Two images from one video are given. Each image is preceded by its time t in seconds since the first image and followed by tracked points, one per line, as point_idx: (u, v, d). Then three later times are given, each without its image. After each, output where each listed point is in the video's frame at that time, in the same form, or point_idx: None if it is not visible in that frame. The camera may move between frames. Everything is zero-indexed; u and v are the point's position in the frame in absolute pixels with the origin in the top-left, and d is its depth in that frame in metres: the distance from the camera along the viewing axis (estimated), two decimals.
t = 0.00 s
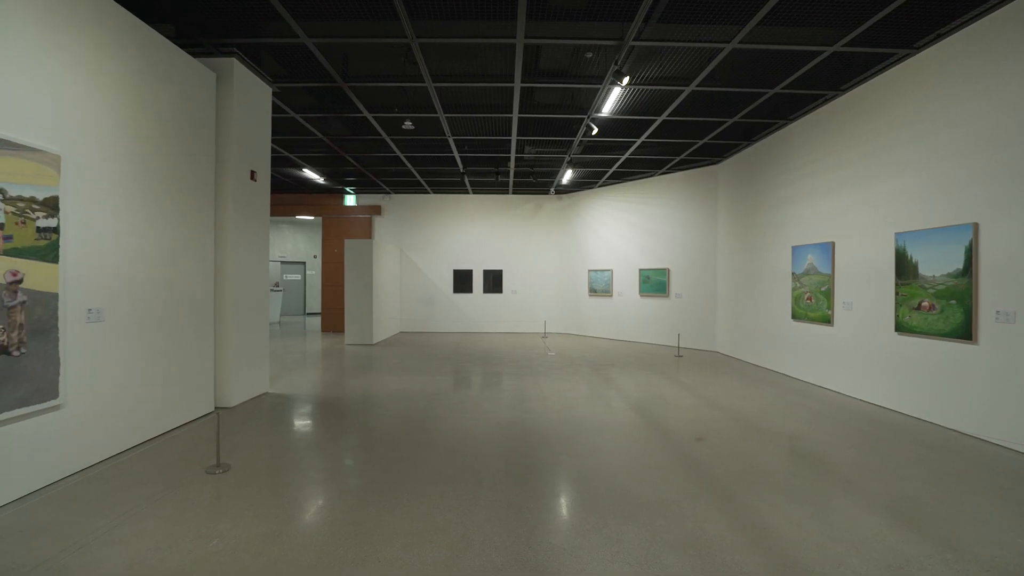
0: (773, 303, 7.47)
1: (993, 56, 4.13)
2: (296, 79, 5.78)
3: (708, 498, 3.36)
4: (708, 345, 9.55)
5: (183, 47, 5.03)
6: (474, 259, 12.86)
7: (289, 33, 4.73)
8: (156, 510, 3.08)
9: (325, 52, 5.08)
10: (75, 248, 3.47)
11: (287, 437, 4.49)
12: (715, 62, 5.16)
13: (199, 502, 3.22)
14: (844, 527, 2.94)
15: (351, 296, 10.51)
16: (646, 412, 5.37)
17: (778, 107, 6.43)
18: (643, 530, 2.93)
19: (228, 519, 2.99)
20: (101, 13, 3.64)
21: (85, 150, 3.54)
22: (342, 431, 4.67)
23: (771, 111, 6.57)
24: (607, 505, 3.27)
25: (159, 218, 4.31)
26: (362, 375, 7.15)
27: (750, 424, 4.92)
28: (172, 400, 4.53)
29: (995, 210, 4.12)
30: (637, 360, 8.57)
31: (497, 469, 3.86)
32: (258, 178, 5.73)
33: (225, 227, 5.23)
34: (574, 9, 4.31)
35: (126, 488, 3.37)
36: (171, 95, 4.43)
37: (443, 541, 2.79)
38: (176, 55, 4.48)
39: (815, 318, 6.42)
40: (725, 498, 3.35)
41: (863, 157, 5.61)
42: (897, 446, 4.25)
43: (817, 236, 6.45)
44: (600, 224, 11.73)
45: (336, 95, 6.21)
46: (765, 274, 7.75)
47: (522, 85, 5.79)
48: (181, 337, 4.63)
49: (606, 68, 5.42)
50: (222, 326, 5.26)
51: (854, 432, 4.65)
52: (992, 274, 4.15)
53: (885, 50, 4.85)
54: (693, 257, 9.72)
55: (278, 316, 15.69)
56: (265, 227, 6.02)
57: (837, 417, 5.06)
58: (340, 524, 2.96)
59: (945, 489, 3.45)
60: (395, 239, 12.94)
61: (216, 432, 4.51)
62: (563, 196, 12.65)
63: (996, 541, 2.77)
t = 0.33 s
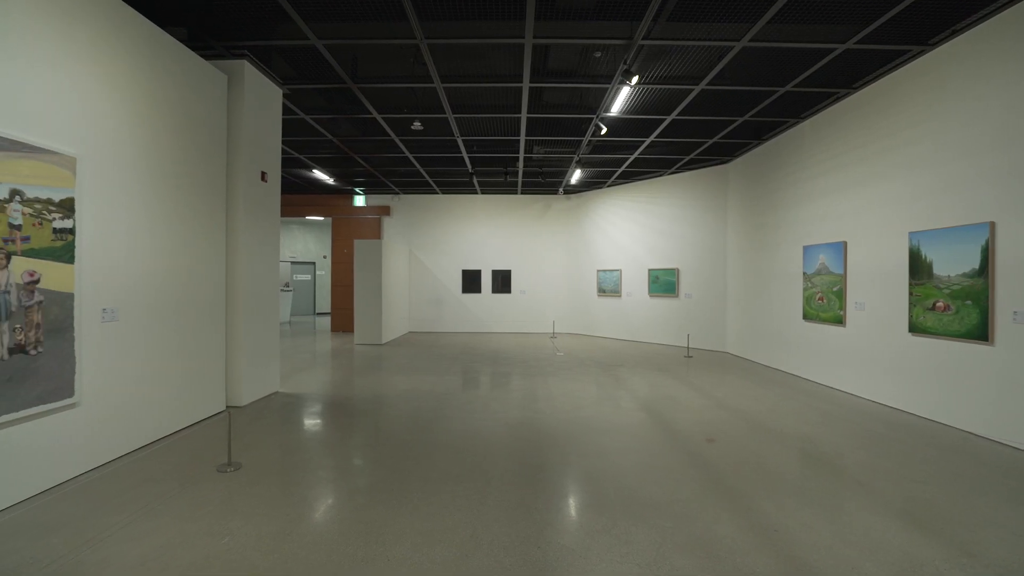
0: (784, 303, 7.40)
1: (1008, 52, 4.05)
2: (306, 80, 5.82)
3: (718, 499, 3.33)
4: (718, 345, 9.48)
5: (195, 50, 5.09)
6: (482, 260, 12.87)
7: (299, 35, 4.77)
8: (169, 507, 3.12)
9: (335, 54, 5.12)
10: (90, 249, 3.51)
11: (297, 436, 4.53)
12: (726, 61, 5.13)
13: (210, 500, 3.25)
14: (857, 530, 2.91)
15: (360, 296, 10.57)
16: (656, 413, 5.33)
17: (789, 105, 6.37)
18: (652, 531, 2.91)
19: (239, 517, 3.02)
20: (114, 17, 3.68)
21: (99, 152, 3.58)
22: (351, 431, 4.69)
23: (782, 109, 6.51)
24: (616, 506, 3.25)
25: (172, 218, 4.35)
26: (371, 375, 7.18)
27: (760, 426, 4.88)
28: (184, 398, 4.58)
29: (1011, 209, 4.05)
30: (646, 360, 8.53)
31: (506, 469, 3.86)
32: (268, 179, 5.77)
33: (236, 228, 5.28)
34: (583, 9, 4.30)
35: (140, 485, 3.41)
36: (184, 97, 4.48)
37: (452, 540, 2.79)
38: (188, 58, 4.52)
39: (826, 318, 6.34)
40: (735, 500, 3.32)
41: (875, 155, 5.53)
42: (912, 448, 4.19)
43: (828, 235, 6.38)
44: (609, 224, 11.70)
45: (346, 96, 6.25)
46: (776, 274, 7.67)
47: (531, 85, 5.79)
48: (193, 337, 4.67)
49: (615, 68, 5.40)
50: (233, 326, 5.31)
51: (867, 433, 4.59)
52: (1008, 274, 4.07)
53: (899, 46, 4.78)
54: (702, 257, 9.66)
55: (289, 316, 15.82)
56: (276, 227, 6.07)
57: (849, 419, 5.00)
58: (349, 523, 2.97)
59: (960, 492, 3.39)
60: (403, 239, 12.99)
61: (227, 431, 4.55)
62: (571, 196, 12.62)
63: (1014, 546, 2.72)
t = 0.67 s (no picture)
0: (796, 304, 7.32)
1: None
2: (317, 82, 5.86)
3: (729, 501, 3.31)
4: (728, 346, 9.40)
5: (208, 53, 5.15)
6: (491, 260, 12.88)
7: (310, 37, 4.80)
8: (183, 504, 3.17)
9: (345, 55, 5.15)
10: (104, 250, 3.56)
11: (307, 435, 4.56)
12: (736, 59, 5.09)
13: (223, 498, 3.29)
14: (871, 534, 2.86)
15: (370, 296, 10.64)
16: (665, 414, 5.30)
17: (800, 103, 6.29)
18: (662, 532, 2.90)
19: (251, 515, 3.05)
20: (129, 21, 3.73)
21: (114, 155, 3.63)
22: (361, 430, 4.72)
23: (794, 107, 6.44)
24: (627, 507, 3.23)
25: (185, 220, 4.41)
26: (381, 375, 7.21)
27: (772, 427, 4.83)
28: (197, 397, 4.64)
29: None
30: (656, 361, 8.48)
31: (515, 469, 3.86)
32: (279, 181, 5.83)
33: (247, 229, 5.33)
34: (592, 9, 4.29)
35: (154, 482, 3.46)
36: (196, 99, 4.54)
37: (462, 540, 2.79)
38: (201, 61, 4.58)
39: (839, 318, 6.26)
40: (746, 502, 3.29)
41: (889, 153, 5.44)
42: (927, 451, 4.12)
43: (840, 235, 6.29)
44: (618, 224, 11.66)
45: (356, 97, 6.29)
46: (787, 274, 7.59)
47: (540, 85, 5.78)
48: (206, 336, 4.73)
49: (625, 67, 5.38)
50: (245, 326, 5.36)
51: (881, 436, 4.52)
52: None
53: (913, 43, 4.71)
54: (713, 257, 9.58)
55: (300, 316, 15.96)
56: (287, 228, 6.12)
57: (863, 421, 4.93)
58: (359, 522, 2.99)
59: (977, 496, 3.33)
60: (412, 239, 13.05)
61: (239, 430, 4.60)
62: (580, 196, 12.60)
63: None
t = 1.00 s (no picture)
0: (808, 304, 7.24)
1: None
2: (327, 84, 5.91)
3: (740, 503, 3.28)
4: (739, 346, 9.32)
5: (220, 56, 5.21)
6: (499, 260, 12.89)
7: (320, 40, 4.85)
8: (195, 502, 3.20)
9: (355, 57, 5.19)
10: (118, 251, 3.61)
11: (317, 434, 4.59)
12: (747, 57, 5.04)
13: (235, 495, 3.32)
14: (885, 538, 2.82)
15: (379, 296, 10.69)
16: (676, 415, 5.26)
17: (812, 101, 6.22)
18: (671, 534, 2.88)
19: (262, 513, 3.08)
20: (143, 25, 3.79)
21: (127, 156, 3.68)
22: (371, 429, 4.74)
23: (806, 106, 6.37)
24: (636, 508, 3.21)
25: (197, 220, 4.46)
26: (391, 375, 7.23)
27: (784, 429, 4.78)
28: (210, 396, 4.69)
29: None
30: (667, 361, 8.43)
31: (524, 469, 3.86)
32: (290, 182, 5.88)
33: (258, 229, 5.38)
34: (601, 8, 4.27)
35: (167, 480, 3.51)
36: (209, 101, 4.59)
37: (471, 540, 2.80)
38: (213, 64, 4.63)
39: (852, 319, 6.18)
40: (758, 504, 3.25)
41: (903, 152, 5.36)
42: (943, 454, 4.05)
43: (853, 234, 6.21)
44: (627, 224, 11.62)
45: (366, 98, 6.32)
46: (799, 274, 7.50)
47: (549, 85, 5.77)
48: (218, 336, 4.78)
49: (634, 66, 5.35)
50: (256, 325, 5.41)
51: (896, 438, 4.45)
52: None
53: (928, 39, 4.64)
54: (723, 257, 9.51)
55: (310, 316, 16.09)
56: (297, 229, 6.17)
57: (877, 423, 4.87)
58: (368, 521, 3.00)
59: (994, 499, 3.27)
60: (421, 239, 13.09)
61: (250, 428, 4.65)
62: (589, 196, 12.58)
63: None
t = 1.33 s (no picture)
0: (821, 304, 7.15)
1: None
2: (338, 85, 5.95)
3: (752, 505, 3.25)
4: (751, 347, 9.23)
5: (233, 59, 5.27)
6: (508, 260, 12.90)
7: (332, 42, 4.89)
8: (210, 499, 3.24)
9: (366, 58, 5.21)
10: (134, 252, 3.66)
11: (329, 433, 4.63)
12: (759, 55, 4.99)
13: (248, 493, 3.36)
14: (901, 542, 2.77)
15: (389, 296, 10.75)
16: (686, 416, 5.23)
17: (826, 99, 6.15)
18: (683, 535, 2.86)
19: (275, 511, 3.11)
20: (158, 28, 3.84)
21: (143, 158, 3.73)
22: (382, 429, 4.77)
23: (819, 104, 6.30)
24: (648, 510, 3.19)
25: (211, 221, 4.51)
26: (401, 375, 7.26)
27: (797, 430, 4.73)
28: (223, 395, 4.75)
29: None
30: (677, 361, 8.37)
31: (534, 469, 3.85)
32: (302, 182, 5.93)
33: (271, 230, 5.43)
34: (611, 7, 4.26)
35: (182, 477, 3.56)
36: (222, 104, 4.64)
37: (481, 539, 2.80)
38: (226, 67, 4.68)
39: (866, 319, 6.09)
40: (770, 506, 3.22)
41: (919, 150, 5.28)
42: (961, 457, 3.98)
43: (868, 234, 6.12)
44: (637, 224, 11.57)
45: (376, 100, 6.36)
46: (811, 274, 7.42)
47: (559, 85, 5.77)
48: (231, 335, 4.84)
49: (645, 65, 5.32)
50: (269, 325, 5.46)
51: (912, 440, 4.38)
52: None
53: (944, 35, 4.56)
54: (735, 257, 9.43)
55: (321, 316, 16.22)
56: (309, 230, 6.22)
57: (893, 425, 4.79)
58: (379, 519, 3.02)
59: (1013, 504, 3.20)
60: (430, 240, 13.15)
61: (263, 427, 4.69)
62: (598, 196, 12.54)
63: None
